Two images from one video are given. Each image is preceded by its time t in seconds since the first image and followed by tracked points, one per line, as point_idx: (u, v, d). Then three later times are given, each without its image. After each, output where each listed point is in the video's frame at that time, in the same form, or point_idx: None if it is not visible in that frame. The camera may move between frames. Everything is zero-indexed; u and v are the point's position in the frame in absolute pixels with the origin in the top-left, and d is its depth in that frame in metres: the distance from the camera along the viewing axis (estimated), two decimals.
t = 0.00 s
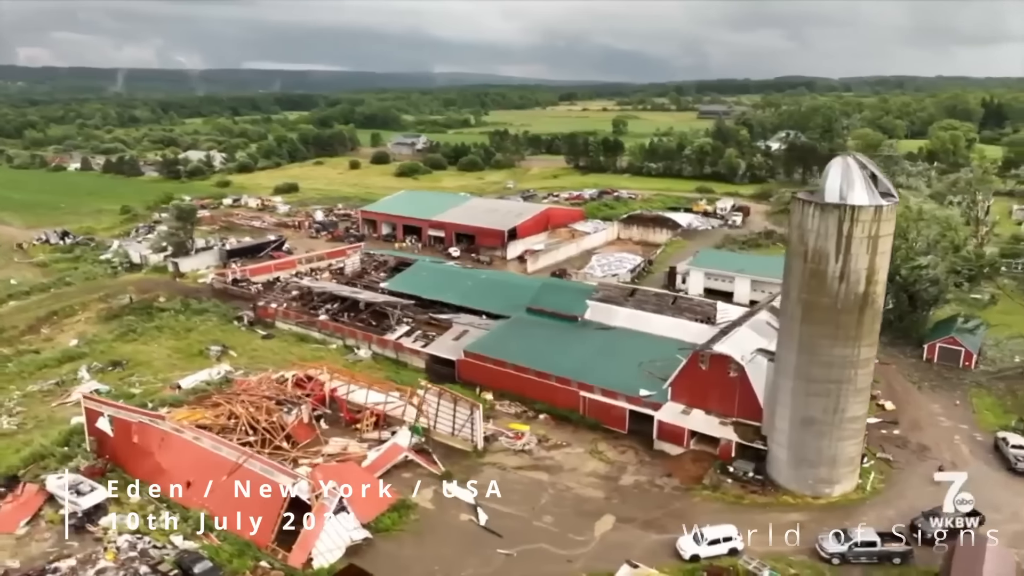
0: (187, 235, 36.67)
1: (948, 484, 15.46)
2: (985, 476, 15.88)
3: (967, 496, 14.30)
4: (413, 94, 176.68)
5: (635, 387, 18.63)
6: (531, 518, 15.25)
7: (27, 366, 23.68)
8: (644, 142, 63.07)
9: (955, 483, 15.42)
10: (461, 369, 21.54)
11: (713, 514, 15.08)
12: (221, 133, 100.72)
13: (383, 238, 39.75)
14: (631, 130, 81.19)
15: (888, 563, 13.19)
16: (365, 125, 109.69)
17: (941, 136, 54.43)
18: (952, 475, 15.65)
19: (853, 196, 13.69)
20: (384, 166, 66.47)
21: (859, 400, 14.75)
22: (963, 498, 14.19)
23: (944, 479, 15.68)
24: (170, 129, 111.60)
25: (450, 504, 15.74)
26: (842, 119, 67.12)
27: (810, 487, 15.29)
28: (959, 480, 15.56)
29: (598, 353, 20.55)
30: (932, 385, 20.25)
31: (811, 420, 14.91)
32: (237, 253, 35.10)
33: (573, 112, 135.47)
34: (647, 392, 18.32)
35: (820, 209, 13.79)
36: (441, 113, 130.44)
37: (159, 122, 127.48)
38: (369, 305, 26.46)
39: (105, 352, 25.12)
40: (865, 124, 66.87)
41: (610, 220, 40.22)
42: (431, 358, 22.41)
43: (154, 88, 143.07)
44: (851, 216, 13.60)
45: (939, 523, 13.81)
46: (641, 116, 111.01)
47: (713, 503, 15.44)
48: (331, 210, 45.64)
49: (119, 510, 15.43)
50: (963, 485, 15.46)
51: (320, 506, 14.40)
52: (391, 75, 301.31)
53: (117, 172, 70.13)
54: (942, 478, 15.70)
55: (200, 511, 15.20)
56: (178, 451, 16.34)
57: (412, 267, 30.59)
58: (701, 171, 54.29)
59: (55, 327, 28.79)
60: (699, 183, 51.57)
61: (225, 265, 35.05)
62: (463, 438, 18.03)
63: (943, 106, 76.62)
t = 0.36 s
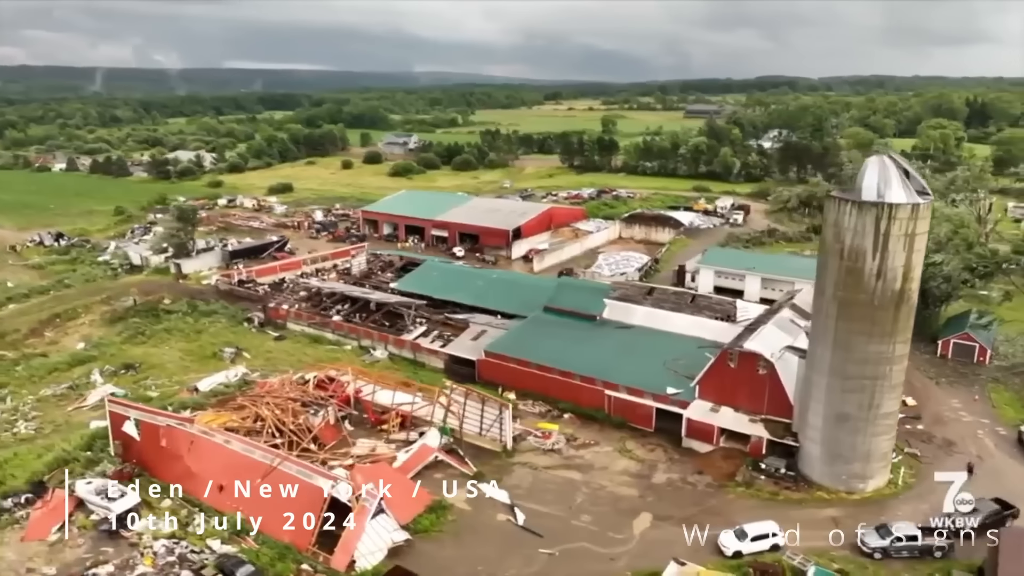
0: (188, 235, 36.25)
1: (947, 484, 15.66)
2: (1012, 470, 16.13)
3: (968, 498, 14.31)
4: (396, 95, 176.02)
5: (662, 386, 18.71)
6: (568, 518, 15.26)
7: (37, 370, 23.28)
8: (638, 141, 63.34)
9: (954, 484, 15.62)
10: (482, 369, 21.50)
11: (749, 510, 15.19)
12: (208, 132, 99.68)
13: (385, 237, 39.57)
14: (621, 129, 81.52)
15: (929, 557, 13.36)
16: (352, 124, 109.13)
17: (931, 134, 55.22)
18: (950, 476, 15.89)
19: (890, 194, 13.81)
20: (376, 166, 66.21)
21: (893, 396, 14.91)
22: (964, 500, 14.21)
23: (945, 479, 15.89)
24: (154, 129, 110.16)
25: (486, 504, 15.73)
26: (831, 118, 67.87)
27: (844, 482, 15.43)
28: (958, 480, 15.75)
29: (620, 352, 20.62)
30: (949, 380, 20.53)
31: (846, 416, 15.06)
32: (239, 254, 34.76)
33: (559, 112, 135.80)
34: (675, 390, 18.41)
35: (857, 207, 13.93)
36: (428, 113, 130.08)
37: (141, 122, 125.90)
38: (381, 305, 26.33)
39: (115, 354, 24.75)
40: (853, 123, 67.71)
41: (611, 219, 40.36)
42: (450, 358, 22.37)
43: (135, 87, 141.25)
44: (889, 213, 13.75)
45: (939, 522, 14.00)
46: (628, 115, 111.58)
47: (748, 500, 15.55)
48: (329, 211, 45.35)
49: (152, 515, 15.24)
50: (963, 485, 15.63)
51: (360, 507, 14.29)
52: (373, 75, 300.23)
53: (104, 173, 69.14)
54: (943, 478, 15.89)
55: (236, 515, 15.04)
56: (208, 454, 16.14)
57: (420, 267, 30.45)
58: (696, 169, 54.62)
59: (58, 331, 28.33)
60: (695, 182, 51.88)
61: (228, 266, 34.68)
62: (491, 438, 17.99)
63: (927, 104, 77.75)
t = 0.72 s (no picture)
0: (184, 237, 35.84)
1: (947, 484, 15.72)
2: None
3: (968, 499, 15.09)
4: (378, 95, 175.17)
5: (682, 383, 18.82)
6: (599, 517, 15.30)
7: (42, 374, 22.88)
8: (628, 141, 63.63)
9: (954, 484, 15.70)
10: (498, 369, 21.48)
11: (778, 506, 15.34)
12: (191, 132, 98.63)
13: (383, 238, 39.39)
14: (609, 128, 81.83)
15: (960, 549, 13.60)
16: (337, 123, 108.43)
17: (917, 133, 56.05)
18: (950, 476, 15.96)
19: (919, 192, 14.03)
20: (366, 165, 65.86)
21: (919, 391, 15.10)
22: (964, 500, 14.93)
23: (944, 479, 15.97)
24: (134, 129, 108.57)
25: (515, 503, 15.73)
26: (818, 117, 68.65)
27: (869, 477, 15.62)
28: (958, 480, 15.86)
29: (637, 351, 20.72)
30: (960, 375, 20.85)
31: (872, 412, 15.24)
32: (238, 255, 34.46)
33: (543, 111, 135.96)
34: (695, 387, 18.53)
35: (885, 206, 14.10)
36: (412, 112, 129.68)
37: (120, 122, 124.06)
38: (390, 306, 26.22)
39: (119, 357, 24.41)
40: (839, 123, 68.55)
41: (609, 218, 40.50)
42: (464, 358, 22.33)
43: (112, 86, 139.21)
44: (917, 211, 13.94)
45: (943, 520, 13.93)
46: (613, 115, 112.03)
47: (776, 495, 15.70)
48: (324, 211, 45.06)
49: (179, 520, 15.04)
50: (962, 485, 15.74)
51: (395, 510, 14.19)
52: (353, 75, 298.65)
53: (88, 173, 68.08)
54: (943, 478, 15.97)
55: (266, 518, 14.89)
56: (233, 457, 15.96)
57: (424, 268, 30.34)
58: (687, 168, 54.98)
59: (58, 334, 27.88)
60: (688, 181, 52.20)
61: (227, 267, 34.32)
62: (514, 437, 17.98)
63: (909, 103, 78.93)
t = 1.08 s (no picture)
0: (183, 239, 35.42)
1: (947, 484, 15.68)
2: None
3: (968, 498, 14.47)
4: (360, 95, 174.25)
5: (706, 381, 18.93)
6: (634, 516, 15.35)
7: (51, 378, 22.50)
8: (618, 140, 63.90)
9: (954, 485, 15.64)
10: (517, 369, 21.47)
11: (811, 502, 15.49)
12: (174, 133, 97.43)
13: (382, 238, 39.19)
14: (596, 128, 82.09)
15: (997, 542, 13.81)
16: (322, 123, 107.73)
17: (904, 131, 56.86)
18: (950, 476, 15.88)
19: (951, 190, 14.26)
20: (356, 166, 65.50)
21: (948, 386, 15.31)
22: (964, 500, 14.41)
23: (944, 479, 15.92)
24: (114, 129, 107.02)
25: (550, 504, 15.74)
26: (804, 116, 69.43)
27: (899, 472, 15.81)
28: (958, 480, 15.81)
29: (657, 350, 20.81)
30: (972, 370, 21.18)
31: (902, 407, 15.42)
32: (239, 257, 34.12)
33: (527, 112, 136.09)
34: (719, 385, 18.65)
35: (917, 204, 14.31)
36: (395, 112, 129.19)
37: (98, 122, 122.22)
38: (401, 307, 26.10)
39: (128, 361, 24.06)
40: (825, 122, 69.38)
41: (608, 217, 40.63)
42: (482, 358, 22.29)
43: (89, 86, 137.04)
44: (949, 210, 14.15)
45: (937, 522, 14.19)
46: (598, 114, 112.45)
47: (808, 491, 15.85)
48: (321, 212, 44.78)
49: (213, 525, 14.86)
50: (962, 485, 15.71)
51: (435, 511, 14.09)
52: (332, 73, 296.03)
53: (72, 175, 66.98)
54: (942, 478, 15.93)
55: (302, 522, 14.76)
56: (264, 461, 15.78)
57: (431, 268, 30.23)
58: (680, 167, 55.31)
59: (60, 339, 27.41)
60: (681, 180, 52.52)
61: (228, 269, 33.96)
62: (542, 437, 17.96)
63: (893, 102, 80.10)
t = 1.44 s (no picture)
0: (186, 241, 35.08)
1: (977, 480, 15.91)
2: None
3: (967, 499, 15.03)
4: (345, 96, 173.27)
5: (732, 379, 19.03)
6: (672, 514, 15.43)
7: (66, 383, 22.19)
8: (613, 140, 64.09)
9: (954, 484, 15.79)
10: (540, 369, 21.48)
11: (846, 497, 15.66)
12: (160, 133, 96.31)
13: (386, 239, 39.03)
14: (587, 128, 82.15)
15: None
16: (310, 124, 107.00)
17: (896, 131, 57.49)
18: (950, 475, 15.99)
19: (987, 189, 14.47)
20: (350, 167, 65.14)
21: (980, 382, 15.52)
22: (964, 500, 14.91)
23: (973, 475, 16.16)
24: (99, 130, 105.61)
25: (588, 503, 15.78)
26: (796, 116, 70.00)
27: (931, 467, 16.00)
28: (958, 480, 15.89)
29: (679, 349, 20.91)
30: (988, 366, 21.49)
31: (934, 404, 15.61)
32: (244, 259, 33.83)
33: (514, 112, 136.05)
34: (746, 383, 18.77)
35: (952, 203, 14.49)
36: (383, 112, 128.66)
37: (81, 123, 120.53)
38: (417, 309, 26.01)
39: (142, 365, 23.77)
40: (816, 122, 70.00)
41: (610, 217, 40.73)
42: (502, 358, 22.26)
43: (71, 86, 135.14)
44: (985, 208, 14.35)
45: (938, 523, 14.56)
46: (586, 114, 112.75)
47: (841, 487, 16.03)
48: (321, 213, 44.52)
49: (252, 530, 14.74)
50: (991, 481, 15.96)
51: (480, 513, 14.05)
52: (314, 73, 294.50)
53: (61, 176, 66.03)
54: (942, 477, 15.99)
55: (344, 525, 14.66)
56: (299, 464, 15.64)
57: (441, 269, 30.13)
58: (676, 167, 55.58)
59: (68, 343, 27.04)
60: (678, 180, 52.68)
61: (233, 271, 33.67)
62: (572, 437, 17.96)
63: (881, 102, 80.95)
